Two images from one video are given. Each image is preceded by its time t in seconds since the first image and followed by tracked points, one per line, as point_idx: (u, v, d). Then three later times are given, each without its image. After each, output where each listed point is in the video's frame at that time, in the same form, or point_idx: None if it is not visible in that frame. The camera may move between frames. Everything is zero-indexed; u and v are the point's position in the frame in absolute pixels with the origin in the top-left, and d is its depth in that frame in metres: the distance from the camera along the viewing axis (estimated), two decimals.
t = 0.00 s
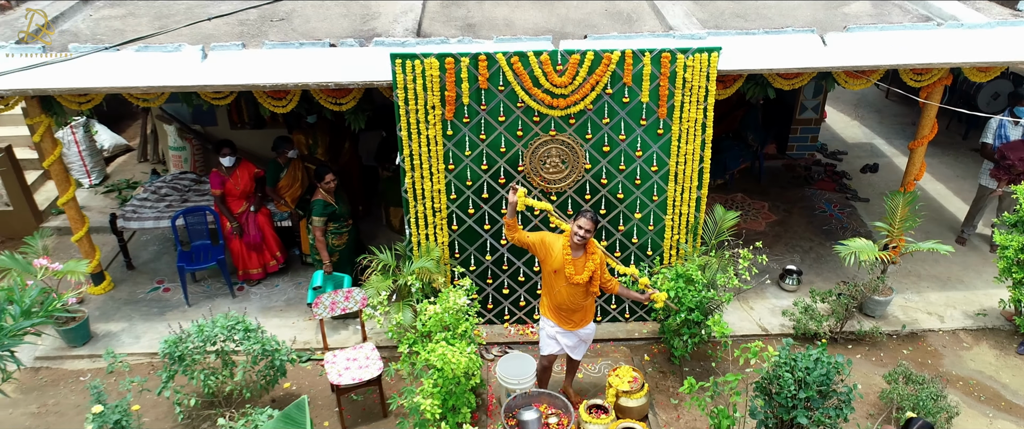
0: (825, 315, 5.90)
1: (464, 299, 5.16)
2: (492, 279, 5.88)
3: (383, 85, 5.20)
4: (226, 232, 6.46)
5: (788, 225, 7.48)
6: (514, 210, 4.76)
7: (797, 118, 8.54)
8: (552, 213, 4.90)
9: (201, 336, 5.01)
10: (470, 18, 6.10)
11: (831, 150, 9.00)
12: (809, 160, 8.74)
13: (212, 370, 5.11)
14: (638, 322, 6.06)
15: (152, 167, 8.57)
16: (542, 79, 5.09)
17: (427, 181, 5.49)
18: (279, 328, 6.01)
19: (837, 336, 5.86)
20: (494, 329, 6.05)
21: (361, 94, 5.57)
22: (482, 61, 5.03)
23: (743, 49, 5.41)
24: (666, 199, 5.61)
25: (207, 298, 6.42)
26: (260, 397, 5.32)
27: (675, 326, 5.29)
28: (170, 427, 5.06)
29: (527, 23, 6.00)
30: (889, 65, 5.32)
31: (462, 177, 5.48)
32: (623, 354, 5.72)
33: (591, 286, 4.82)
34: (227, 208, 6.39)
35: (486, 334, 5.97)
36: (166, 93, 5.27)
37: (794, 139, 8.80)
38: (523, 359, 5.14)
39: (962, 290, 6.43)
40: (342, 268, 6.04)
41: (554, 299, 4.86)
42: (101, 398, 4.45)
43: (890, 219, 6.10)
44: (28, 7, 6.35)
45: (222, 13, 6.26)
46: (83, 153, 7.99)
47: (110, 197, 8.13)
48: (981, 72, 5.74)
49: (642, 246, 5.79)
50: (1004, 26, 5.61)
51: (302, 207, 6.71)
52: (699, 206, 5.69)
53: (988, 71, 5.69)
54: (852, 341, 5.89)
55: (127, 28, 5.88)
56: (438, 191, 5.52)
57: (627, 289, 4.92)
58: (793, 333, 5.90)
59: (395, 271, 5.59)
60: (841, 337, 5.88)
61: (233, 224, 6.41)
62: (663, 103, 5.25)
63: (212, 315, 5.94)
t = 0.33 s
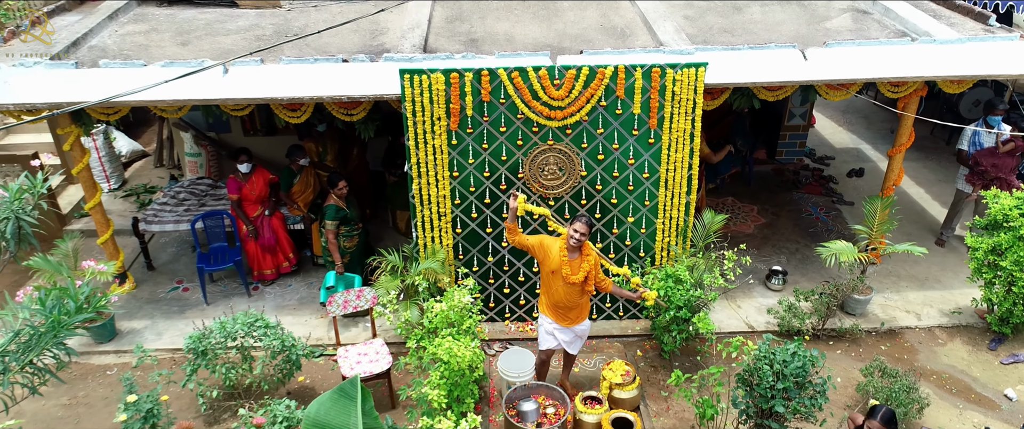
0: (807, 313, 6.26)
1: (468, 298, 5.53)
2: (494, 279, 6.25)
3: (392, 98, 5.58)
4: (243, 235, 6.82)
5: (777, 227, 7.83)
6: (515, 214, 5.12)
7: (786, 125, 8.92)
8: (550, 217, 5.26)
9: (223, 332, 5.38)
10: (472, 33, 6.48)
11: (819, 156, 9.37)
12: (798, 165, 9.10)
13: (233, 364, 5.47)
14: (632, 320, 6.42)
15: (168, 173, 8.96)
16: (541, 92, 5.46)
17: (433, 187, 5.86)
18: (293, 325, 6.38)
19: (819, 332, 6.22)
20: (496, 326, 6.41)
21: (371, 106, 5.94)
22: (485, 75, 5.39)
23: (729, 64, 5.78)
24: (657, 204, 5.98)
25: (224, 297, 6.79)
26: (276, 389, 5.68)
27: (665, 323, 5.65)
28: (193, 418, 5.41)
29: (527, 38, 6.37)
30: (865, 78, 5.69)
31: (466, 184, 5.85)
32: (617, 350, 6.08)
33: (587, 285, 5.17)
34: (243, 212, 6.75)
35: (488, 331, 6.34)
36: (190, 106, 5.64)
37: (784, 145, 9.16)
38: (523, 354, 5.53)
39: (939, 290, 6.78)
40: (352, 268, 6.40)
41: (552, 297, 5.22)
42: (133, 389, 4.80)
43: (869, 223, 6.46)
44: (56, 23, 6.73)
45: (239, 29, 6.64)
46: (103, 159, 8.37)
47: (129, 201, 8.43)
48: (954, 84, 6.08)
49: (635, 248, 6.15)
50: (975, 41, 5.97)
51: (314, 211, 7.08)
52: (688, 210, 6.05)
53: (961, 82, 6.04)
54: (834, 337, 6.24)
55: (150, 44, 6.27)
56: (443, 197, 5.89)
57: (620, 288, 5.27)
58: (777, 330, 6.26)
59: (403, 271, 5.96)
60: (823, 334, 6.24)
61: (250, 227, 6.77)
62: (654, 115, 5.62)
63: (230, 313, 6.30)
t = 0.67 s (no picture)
0: (789, 312, 6.66)
1: (471, 297, 5.94)
2: (495, 280, 6.66)
3: (400, 111, 5.99)
4: (258, 238, 7.22)
5: (764, 229, 8.24)
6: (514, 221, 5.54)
7: (774, 132, 9.35)
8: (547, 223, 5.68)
9: (244, 328, 5.80)
10: (474, 49, 6.91)
11: (806, 161, 9.79)
12: (785, 170, 9.53)
13: (253, 358, 5.88)
14: (624, 318, 6.84)
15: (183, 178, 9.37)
16: (538, 106, 5.87)
17: (438, 193, 6.27)
18: (307, 323, 6.79)
19: (800, 329, 6.63)
20: (497, 324, 6.82)
21: (380, 118, 6.34)
22: (486, 90, 5.80)
23: (715, 79, 6.19)
24: (647, 209, 6.39)
25: (240, 297, 7.20)
26: (292, 382, 6.10)
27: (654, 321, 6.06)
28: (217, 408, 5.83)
29: (526, 53, 6.79)
30: (841, 92, 6.10)
31: (469, 191, 6.27)
32: (610, 345, 6.50)
33: (581, 285, 5.58)
34: (258, 216, 7.14)
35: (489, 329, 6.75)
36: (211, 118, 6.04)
37: (772, 151, 9.58)
38: (522, 350, 5.84)
39: (914, 289, 7.20)
40: (361, 269, 6.82)
41: (550, 296, 5.62)
42: (163, 381, 5.19)
43: (847, 227, 6.89)
44: (82, 38, 7.15)
45: (255, 44, 7.06)
46: (122, 166, 8.80)
47: (147, 205, 8.85)
48: (926, 96, 6.49)
49: (627, 251, 6.57)
50: (944, 57, 6.38)
51: (325, 215, 7.49)
52: (677, 214, 6.45)
53: (933, 95, 6.45)
54: (814, 334, 6.65)
55: (173, 59, 6.68)
56: (448, 203, 6.30)
57: (612, 287, 5.68)
58: (761, 327, 6.67)
59: (410, 273, 6.38)
60: (804, 331, 6.65)
61: (265, 231, 7.17)
62: (644, 126, 6.03)
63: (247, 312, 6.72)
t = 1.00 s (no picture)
0: (773, 312, 7.08)
1: (474, 299, 6.36)
2: (497, 283, 7.08)
3: (408, 125, 6.40)
4: (273, 243, 7.64)
5: (752, 234, 8.66)
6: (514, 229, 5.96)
7: (763, 140, 9.77)
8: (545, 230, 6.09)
9: (263, 328, 6.20)
10: (477, 65, 7.34)
11: (793, 168, 10.21)
12: (774, 177, 9.95)
13: (271, 356, 6.30)
14: (618, 318, 7.26)
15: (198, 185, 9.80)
16: (537, 120, 6.29)
17: (443, 202, 6.69)
18: (320, 323, 7.22)
19: (783, 329, 7.04)
20: (498, 324, 7.25)
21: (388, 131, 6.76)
22: (489, 106, 6.23)
23: (702, 94, 6.61)
24: (639, 216, 6.81)
25: (256, 298, 7.63)
26: (307, 378, 6.52)
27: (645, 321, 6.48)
28: (238, 402, 6.26)
29: (525, 69, 7.22)
30: (821, 107, 6.51)
31: (472, 199, 6.69)
32: (604, 344, 6.92)
33: (577, 287, 6.00)
34: (273, 222, 7.55)
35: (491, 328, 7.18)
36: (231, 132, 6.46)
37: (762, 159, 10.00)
38: (522, 348, 6.36)
39: (892, 291, 7.63)
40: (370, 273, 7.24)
41: (548, 298, 6.04)
42: (190, 377, 5.61)
43: (828, 233, 7.32)
44: (107, 54, 7.58)
45: (270, 60, 7.49)
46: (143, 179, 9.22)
47: (164, 211, 9.28)
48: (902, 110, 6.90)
49: (620, 255, 6.99)
50: (918, 73, 6.80)
51: (336, 221, 7.91)
52: (667, 221, 6.87)
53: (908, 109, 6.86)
54: (796, 333, 7.07)
55: (193, 75, 7.11)
56: (452, 210, 6.72)
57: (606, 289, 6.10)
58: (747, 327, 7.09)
59: (417, 277, 6.79)
60: (787, 330, 7.06)
61: (279, 237, 7.59)
62: (636, 139, 6.46)
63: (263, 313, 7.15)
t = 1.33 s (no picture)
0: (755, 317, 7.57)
1: (475, 305, 6.84)
2: (497, 290, 7.57)
3: (414, 144, 6.89)
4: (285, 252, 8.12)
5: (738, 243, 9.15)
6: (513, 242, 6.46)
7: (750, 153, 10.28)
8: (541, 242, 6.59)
9: (280, 333, 6.67)
10: (478, 86, 7.83)
11: (779, 178, 10.72)
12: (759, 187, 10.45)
13: (287, 359, 6.78)
14: (610, 322, 7.75)
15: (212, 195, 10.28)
16: (534, 140, 6.78)
17: (447, 215, 7.17)
18: (331, 328, 7.72)
19: (764, 333, 7.53)
20: (498, 329, 7.74)
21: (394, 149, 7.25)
22: (490, 127, 6.72)
23: (688, 115, 7.11)
24: (630, 228, 7.31)
25: (270, 304, 8.13)
26: (320, 380, 7.01)
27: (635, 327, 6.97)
28: (256, 402, 6.75)
29: (523, 90, 7.72)
30: (798, 127, 7.01)
31: (473, 213, 7.18)
32: (596, 347, 7.43)
33: (571, 296, 6.48)
34: (286, 234, 8.01)
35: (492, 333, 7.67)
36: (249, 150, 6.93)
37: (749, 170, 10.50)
38: (519, 351, 6.84)
39: (868, 297, 8.14)
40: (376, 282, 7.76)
41: (544, 306, 6.54)
42: (214, 379, 6.08)
43: (806, 244, 7.83)
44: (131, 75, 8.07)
45: (283, 80, 7.98)
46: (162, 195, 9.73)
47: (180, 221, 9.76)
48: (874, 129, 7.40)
49: (612, 264, 7.48)
50: (889, 95, 7.31)
51: (345, 232, 8.39)
52: (656, 233, 7.37)
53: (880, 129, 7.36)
54: (777, 337, 7.55)
55: (213, 95, 7.61)
56: (455, 224, 7.22)
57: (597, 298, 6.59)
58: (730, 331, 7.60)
59: (421, 285, 7.29)
60: (768, 334, 7.55)
61: (292, 248, 8.07)
62: (626, 157, 6.95)
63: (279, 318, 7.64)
